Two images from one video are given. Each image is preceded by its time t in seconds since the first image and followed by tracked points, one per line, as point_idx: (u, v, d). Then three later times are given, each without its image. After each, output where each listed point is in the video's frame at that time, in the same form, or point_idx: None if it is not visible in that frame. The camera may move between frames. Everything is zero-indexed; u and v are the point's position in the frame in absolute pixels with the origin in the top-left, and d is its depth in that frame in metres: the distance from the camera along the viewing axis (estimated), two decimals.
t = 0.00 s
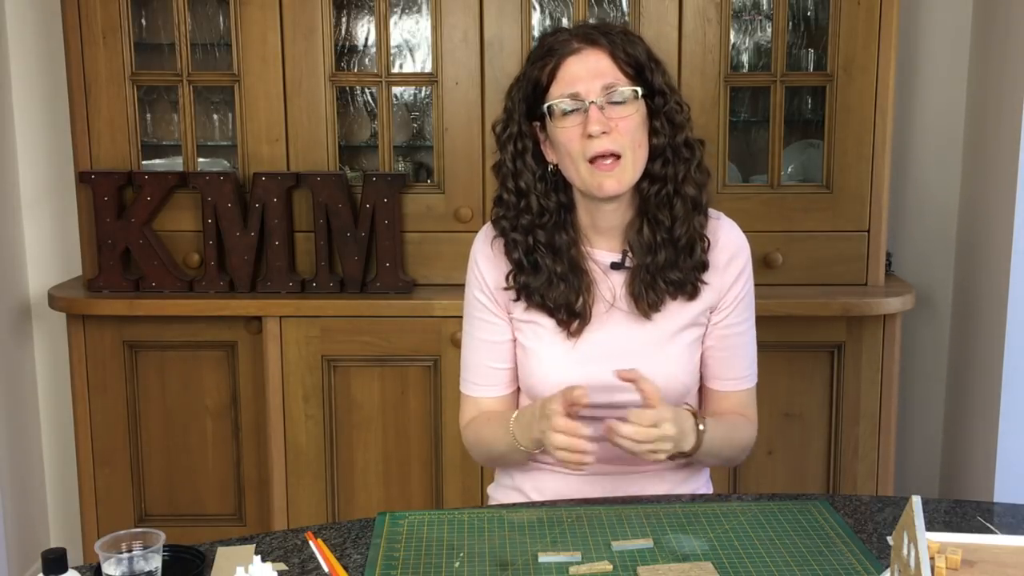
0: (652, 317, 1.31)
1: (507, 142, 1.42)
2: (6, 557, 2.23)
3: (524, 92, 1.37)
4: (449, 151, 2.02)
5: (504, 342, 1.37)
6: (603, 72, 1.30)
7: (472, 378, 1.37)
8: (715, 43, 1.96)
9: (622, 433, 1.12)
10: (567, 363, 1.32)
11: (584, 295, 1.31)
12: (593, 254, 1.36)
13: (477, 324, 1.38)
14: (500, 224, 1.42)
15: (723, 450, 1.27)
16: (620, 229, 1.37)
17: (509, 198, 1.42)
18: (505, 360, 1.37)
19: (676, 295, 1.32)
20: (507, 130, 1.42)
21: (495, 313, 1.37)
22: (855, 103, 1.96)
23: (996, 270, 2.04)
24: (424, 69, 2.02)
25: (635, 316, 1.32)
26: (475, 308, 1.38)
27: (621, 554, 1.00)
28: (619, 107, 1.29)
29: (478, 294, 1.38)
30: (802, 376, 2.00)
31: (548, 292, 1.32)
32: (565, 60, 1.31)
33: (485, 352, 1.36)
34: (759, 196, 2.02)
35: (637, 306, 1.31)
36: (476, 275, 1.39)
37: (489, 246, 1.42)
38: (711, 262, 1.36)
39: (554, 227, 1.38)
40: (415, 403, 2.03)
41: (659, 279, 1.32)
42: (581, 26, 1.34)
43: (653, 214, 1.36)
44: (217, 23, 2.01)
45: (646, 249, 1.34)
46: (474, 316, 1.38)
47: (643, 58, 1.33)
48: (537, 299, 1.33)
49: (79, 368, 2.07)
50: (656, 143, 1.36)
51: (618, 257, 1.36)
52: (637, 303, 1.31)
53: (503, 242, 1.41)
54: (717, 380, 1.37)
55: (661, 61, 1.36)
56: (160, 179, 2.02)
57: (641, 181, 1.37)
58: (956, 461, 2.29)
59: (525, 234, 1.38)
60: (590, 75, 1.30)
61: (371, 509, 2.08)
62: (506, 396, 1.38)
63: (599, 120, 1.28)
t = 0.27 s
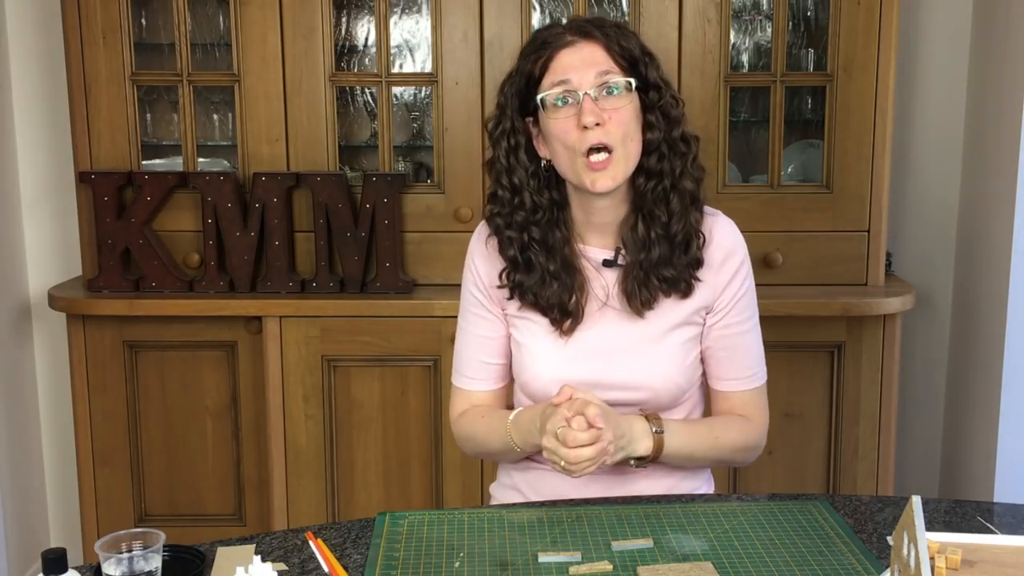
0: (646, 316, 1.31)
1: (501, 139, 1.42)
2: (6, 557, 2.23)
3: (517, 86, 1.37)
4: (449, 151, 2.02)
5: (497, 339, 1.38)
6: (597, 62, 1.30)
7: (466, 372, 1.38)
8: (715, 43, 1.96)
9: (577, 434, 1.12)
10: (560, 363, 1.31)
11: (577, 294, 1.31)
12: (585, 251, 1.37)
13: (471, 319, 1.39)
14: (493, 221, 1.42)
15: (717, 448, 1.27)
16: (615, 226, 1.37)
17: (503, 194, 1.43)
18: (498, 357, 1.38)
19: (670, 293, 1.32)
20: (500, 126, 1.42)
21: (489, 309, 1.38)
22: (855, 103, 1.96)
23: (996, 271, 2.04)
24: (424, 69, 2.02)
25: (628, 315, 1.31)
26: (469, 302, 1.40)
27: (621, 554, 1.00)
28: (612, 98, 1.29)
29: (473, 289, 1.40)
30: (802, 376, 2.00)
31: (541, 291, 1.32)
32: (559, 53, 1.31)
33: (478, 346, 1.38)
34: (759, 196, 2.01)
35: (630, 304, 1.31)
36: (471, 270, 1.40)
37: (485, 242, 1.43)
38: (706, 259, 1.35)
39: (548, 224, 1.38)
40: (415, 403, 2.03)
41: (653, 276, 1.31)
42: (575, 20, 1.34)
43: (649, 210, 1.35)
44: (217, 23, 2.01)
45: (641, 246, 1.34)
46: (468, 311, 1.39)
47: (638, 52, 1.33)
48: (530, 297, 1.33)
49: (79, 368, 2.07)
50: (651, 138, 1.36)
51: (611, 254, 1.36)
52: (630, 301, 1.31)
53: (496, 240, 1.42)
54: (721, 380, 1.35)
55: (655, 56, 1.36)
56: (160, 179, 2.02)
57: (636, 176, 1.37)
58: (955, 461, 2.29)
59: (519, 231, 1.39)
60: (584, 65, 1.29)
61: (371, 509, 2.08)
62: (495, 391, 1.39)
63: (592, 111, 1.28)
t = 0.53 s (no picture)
0: (630, 321, 1.31)
1: (491, 137, 1.42)
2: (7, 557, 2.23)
3: (510, 85, 1.37)
4: (449, 151, 2.02)
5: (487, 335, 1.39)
6: (592, 64, 1.30)
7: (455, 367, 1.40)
8: (715, 43, 1.96)
9: (555, 438, 1.14)
10: (547, 365, 1.32)
11: (564, 298, 1.32)
12: (572, 251, 1.37)
13: (461, 315, 1.41)
14: (481, 221, 1.42)
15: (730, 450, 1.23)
16: (603, 230, 1.37)
17: (492, 194, 1.43)
18: (487, 353, 1.40)
19: (655, 300, 1.31)
20: (491, 125, 1.42)
21: (478, 306, 1.40)
22: (855, 103, 1.96)
23: (996, 271, 2.04)
24: (424, 69, 2.02)
25: (613, 321, 1.31)
26: (460, 300, 1.42)
27: (621, 554, 1.00)
28: (606, 103, 1.29)
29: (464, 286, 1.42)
30: (802, 376, 2.00)
31: (527, 293, 1.33)
32: (554, 53, 1.31)
33: (467, 342, 1.39)
34: (759, 196, 2.01)
35: (614, 310, 1.30)
36: (462, 268, 1.43)
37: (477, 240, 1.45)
38: (692, 263, 1.34)
39: (535, 226, 1.39)
40: (415, 403, 2.03)
41: (637, 285, 1.30)
42: (572, 21, 1.34)
43: (635, 216, 1.34)
44: (217, 23, 2.01)
45: (626, 252, 1.34)
46: (460, 307, 1.42)
47: (633, 56, 1.33)
48: (517, 301, 1.34)
49: (79, 368, 2.07)
50: (642, 144, 1.35)
51: (598, 257, 1.36)
52: (614, 307, 1.31)
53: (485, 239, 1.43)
54: (738, 381, 1.31)
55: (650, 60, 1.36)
56: (160, 179, 2.02)
57: (624, 181, 1.36)
58: (955, 461, 2.29)
59: (507, 232, 1.39)
60: (578, 66, 1.29)
61: (371, 509, 2.08)
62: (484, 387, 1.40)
63: (586, 113, 1.27)
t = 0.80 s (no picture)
0: (627, 323, 1.31)
1: (487, 137, 1.41)
2: (7, 557, 2.23)
3: (507, 88, 1.36)
4: (449, 151, 2.02)
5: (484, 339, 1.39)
6: (590, 74, 1.29)
7: (448, 374, 1.39)
8: (715, 43, 1.96)
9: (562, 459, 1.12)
10: (545, 366, 1.31)
11: (560, 298, 1.31)
12: (568, 255, 1.37)
13: (454, 321, 1.40)
14: (477, 220, 1.42)
15: (724, 452, 1.25)
16: (598, 234, 1.36)
17: (488, 194, 1.42)
18: (484, 356, 1.39)
19: (651, 302, 1.31)
20: (487, 126, 1.42)
21: (473, 310, 1.39)
22: (855, 103, 1.96)
23: (996, 270, 2.04)
24: (424, 69, 2.02)
25: (610, 322, 1.31)
26: (453, 305, 1.41)
27: (621, 554, 1.00)
28: (602, 113, 1.29)
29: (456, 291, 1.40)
30: (803, 376, 2.00)
31: (524, 293, 1.33)
32: (553, 61, 1.31)
33: (461, 348, 1.38)
34: (759, 196, 2.01)
35: (611, 311, 1.31)
36: (454, 272, 1.41)
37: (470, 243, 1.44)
38: (688, 266, 1.34)
39: (532, 226, 1.39)
40: (415, 403, 2.03)
41: (631, 287, 1.30)
42: (571, 27, 1.34)
43: (629, 222, 1.34)
44: (217, 23, 2.01)
45: (620, 256, 1.33)
46: (455, 312, 1.40)
47: (632, 64, 1.33)
48: (514, 300, 1.34)
49: (79, 368, 2.07)
50: (638, 151, 1.35)
51: (593, 261, 1.36)
52: (611, 309, 1.31)
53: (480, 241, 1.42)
54: (726, 381, 1.33)
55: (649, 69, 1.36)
56: (160, 179, 2.02)
57: (619, 188, 1.36)
58: (956, 461, 2.29)
59: (502, 232, 1.39)
60: (575, 76, 1.29)
61: (371, 509, 2.08)
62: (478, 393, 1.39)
63: (582, 125, 1.27)
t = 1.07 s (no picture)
0: (639, 321, 1.32)
1: (501, 137, 1.40)
2: (7, 557, 2.23)
3: (519, 89, 1.35)
4: (449, 151, 2.02)
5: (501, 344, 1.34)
6: (602, 84, 1.29)
7: (471, 384, 1.31)
8: (715, 43, 1.96)
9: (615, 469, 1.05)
10: (560, 364, 1.31)
11: (573, 294, 1.32)
12: (582, 255, 1.37)
13: (470, 325, 1.34)
14: (492, 220, 1.41)
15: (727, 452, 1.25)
16: (609, 233, 1.37)
17: (503, 193, 1.41)
18: (503, 363, 1.34)
19: (661, 299, 1.32)
20: (501, 126, 1.40)
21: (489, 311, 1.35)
22: (855, 103, 1.96)
23: (996, 270, 2.04)
24: (425, 69, 2.02)
25: (623, 320, 1.32)
26: (467, 308, 1.36)
27: (621, 554, 1.00)
28: (614, 119, 1.29)
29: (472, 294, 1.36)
30: (803, 376, 2.00)
31: (539, 290, 1.32)
32: (565, 66, 1.29)
33: (479, 353, 1.32)
34: (759, 196, 2.01)
35: (624, 310, 1.31)
36: (468, 276, 1.37)
37: (481, 246, 1.41)
38: (696, 266, 1.36)
39: (547, 224, 1.38)
40: (415, 403, 2.03)
41: (643, 285, 1.31)
42: (585, 30, 1.32)
43: (639, 223, 1.35)
44: (217, 23, 2.01)
45: (630, 255, 1.34)
46: (472, 317, 1.35)
47: (644, 69, 1.32)
48: (529, 296, 1.32)
49: (79, 368, 2.07)
50: (647, 154, 1.35)
51: (606, 261, 1.36)
52: (623, 307, 1.31)
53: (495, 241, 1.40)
54: (705, 377, 1.36)
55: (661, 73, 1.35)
56: (160, 179, 2.02)
57: (629, 190, 1.36)
58: (956, 461, 2.29)
59: (519, 229, 1.37)
60: (588, 85, 1.28)
61: (371, 509, 2.08)
62: (505, 401, 1.33)
63: (593, 131, 1.28)
